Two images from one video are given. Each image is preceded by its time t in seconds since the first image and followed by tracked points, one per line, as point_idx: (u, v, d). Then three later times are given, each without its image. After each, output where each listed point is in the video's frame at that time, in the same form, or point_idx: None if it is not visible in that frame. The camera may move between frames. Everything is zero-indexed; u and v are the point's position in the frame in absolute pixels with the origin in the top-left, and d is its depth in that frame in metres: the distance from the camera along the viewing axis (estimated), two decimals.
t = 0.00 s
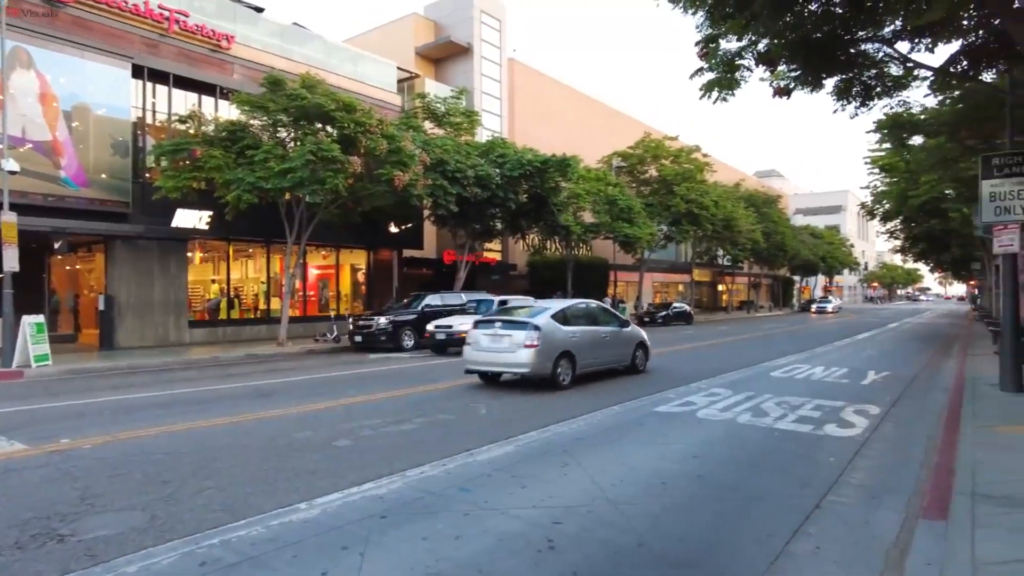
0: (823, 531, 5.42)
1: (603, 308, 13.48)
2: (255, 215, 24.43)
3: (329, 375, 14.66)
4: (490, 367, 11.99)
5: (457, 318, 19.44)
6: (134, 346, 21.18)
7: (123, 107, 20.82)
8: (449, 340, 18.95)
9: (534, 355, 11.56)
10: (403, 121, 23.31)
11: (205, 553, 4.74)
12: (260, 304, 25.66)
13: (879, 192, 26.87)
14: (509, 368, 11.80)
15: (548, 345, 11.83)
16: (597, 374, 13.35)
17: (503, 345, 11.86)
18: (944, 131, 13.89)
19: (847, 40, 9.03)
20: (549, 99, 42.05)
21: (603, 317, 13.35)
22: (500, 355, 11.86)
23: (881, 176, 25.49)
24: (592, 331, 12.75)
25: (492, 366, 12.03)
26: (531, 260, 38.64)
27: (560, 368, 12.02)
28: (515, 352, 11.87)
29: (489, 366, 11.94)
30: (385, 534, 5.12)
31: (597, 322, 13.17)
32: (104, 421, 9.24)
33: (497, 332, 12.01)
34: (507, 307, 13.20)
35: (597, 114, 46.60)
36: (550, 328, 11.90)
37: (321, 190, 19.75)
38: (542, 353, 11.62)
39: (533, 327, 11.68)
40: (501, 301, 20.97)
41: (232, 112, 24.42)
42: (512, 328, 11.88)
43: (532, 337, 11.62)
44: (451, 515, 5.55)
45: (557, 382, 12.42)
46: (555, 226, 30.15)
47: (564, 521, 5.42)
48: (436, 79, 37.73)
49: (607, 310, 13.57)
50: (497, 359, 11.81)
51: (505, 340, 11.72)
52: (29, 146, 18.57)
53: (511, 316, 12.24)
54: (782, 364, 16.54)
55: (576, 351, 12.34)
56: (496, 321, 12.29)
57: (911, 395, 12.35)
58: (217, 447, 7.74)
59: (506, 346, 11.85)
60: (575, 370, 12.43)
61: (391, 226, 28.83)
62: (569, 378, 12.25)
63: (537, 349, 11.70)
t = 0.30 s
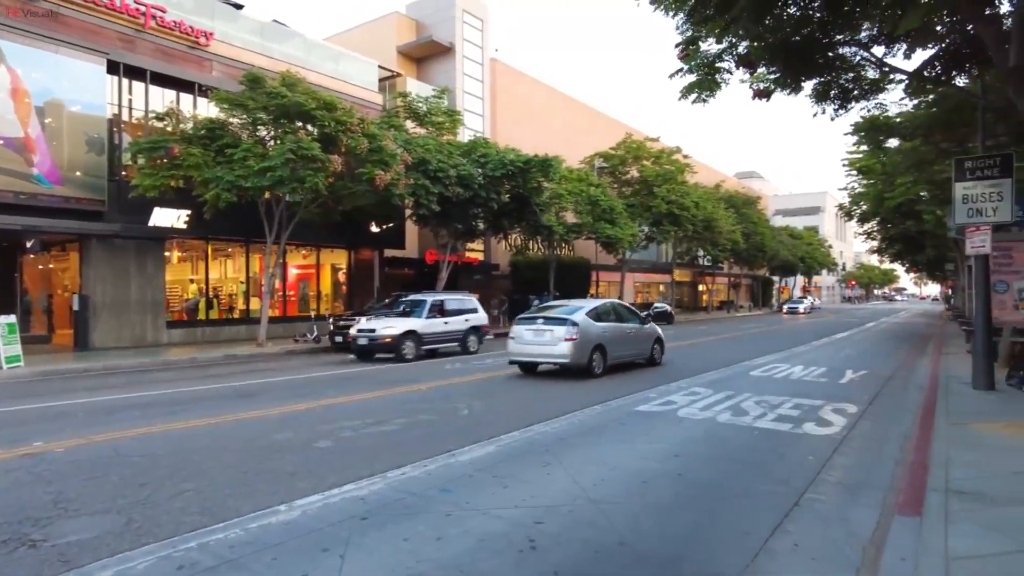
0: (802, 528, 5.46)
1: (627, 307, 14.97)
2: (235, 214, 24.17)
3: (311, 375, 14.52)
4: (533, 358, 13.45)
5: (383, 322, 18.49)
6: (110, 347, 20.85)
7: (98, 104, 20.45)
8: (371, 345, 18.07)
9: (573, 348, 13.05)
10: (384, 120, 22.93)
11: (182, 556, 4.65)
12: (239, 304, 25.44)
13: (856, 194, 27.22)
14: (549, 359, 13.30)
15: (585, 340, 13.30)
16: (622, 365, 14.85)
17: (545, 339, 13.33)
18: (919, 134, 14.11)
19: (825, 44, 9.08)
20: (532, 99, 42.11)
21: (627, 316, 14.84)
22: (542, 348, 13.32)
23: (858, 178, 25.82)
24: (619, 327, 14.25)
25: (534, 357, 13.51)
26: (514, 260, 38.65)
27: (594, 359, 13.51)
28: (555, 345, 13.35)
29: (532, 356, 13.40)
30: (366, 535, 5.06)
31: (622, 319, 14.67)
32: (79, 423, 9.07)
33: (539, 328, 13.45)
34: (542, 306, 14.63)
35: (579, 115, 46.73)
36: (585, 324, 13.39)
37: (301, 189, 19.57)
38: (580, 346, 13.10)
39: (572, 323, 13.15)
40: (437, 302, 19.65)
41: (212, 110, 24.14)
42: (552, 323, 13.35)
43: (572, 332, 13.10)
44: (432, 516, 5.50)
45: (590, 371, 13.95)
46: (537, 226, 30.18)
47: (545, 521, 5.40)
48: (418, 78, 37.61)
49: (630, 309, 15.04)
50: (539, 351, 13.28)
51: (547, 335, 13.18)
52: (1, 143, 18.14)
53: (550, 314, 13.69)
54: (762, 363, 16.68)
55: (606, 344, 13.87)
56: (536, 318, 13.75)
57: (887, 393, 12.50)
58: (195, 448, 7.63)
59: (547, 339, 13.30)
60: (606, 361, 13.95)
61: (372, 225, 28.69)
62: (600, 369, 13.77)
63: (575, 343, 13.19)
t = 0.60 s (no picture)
0: (786, 526, 5.50)
1: (647, 306, 16.40)
2: (219, 213, 23.98)
3: (297, 376, 14.43)
4: (568, 352, 14.75)
5: (295, 326, 15.58)
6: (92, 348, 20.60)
7: (80, 101, 20.20)
8: (280, 353, 15.14)
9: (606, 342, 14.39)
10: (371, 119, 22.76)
11: (166, 559, 4.60)
12: (224, 305, 25.27)
13: (840, 195, 27.47)
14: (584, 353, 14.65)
15: (614, 335, 14.64)
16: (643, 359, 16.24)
17: (579, 334, 14.65)
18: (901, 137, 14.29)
19: (809, 46, 9.17)
20: (519, 99, 42.14)
21: (648, 314, 16.24)
22: (577, 343, 14.64)
23: (842, 179, 26.05)
24: (641, 325, 15.65)
25: (569, 351, 14.82)
26: (501, 260, 38.65)
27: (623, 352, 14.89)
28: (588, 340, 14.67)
29: (568, 351, 14.69)
30: (351, 537, 5.04)
31: (643, 317, 16.09)
32: (60, 425, 8.94)
33: (573, 325, 14.77)
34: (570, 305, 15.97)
35: (566, 115, 46.83)
36: (614, 321, 14.75)
37: (286, 188, 19.44)
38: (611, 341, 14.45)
39: (604, 321, 14.49)
40: (362, 304, 16.86)
41: (196, 108, 23.94)
42: (585, 321, 14.68)
43: (604, 328, 14.44)
44: (418, 517, 5.48)
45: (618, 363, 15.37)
46: (524, 226, 30.21)
47: (531, 521, 5.40)
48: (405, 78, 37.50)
49: (650, 308, 16.44)
50: (574, 345, 14.59)
51: (582, 331, 14.51)
52: None
53: (581, 312, 15.00)
54: (747, 363, 16.76)
55: (632, 340, 15.25)
56: (570, 316, 15.05)
57: (870, 393, 12.62)
58: (179, 450, 7.56)
59: (581, 335, 14.62)
60: (632, 354, 15.36)
61: (358, 225, 28.58)
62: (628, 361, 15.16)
63: (607, 338, 14.56)
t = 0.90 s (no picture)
0: (775, 525, 5.52)
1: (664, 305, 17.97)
2: (208, 212, 23.82)
3: (287, 376, 14.35)
4: (596, 346, 16.23)
5: (195, 330, 13.77)
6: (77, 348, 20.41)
7: (65, 99, 20.00)
8: (175, 362, 13.36)
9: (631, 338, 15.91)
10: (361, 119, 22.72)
11: (153, 562, 4.56)
12: (213, 305, 25.27)
13: (827, 196, 27.64)
14: (611, 347, 16.14)
15: (638, 332, 16.15)
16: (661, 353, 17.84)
17: (607, 331, 16.10)
18: (888, 138, 14.43)
19: (798, 48, 9.25)
20: (509, 99, 42.19)
21: (665, 312, 17.80)
22: (604, 338, 16.10)
23: (830, 180, 26.23)
24: (661, 323, 17.21)
25: (596, 346, 16.29)
26: (491, 260, 38.66)
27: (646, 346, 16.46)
28: (615, 336, 16.13)
29: (596, 345, 16.14)
30: (340, 538, 5.02)
31: (661, 315, 17.63)
32: (46, 426, 8.85)
33: (602, 322, 16.23)
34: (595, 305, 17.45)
35: (556, 115, 46.96)
36: (638, 319, 16.26)
37: (275, 187, 19.33)
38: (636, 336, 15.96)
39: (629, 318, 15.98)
40: (277, 303, 14.96)
41: (184, 106, 23.79)
42: (611, 318, 16.16)
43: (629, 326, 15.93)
44: (408, 518, 5.47)
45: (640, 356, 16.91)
46: (514, 226, 30.21)
47: (522, 521, 5.39)
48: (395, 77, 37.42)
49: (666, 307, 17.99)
50: (603, 340, 16.05)
51: (610, 327, 15.97)
52: None
53: (608, 310, 16.46)
54: (736, 363, 16.81)
55: (654, 336, 16.80)
56: (598, 314, 16.48)
57: (858, 392, 12.69)
58: (167, 451, 7.51)
59: (608, 331, 16.09)
60: (653, 349, 16.91)
61: (348, 224, 28.49)
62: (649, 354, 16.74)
63: (632, 334, 16.06)
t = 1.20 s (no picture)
0: (768, 524, 5.53)
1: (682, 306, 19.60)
2: (200, 212, 23.73)
3: (280, 377, 14.30)
4: (621, 342, 17.72)
5: (74, 335, 12.34)
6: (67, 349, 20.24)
7: (56, 97, 19.83)
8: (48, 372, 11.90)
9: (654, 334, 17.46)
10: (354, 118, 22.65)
11: (146, 563, 4.53)
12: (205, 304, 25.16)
13: (819, 196, 27.74)
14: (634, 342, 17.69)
15: (660, 329, 17.68)
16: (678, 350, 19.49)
17: (631, 328, 17.59)
18: (879, 140, 14.54)
19: (790, 50, 9.29)
20: (503, 99, 42.20)
21: (681, 312, 19.34)
22: (629, 334, 17.60)
23: (822, 181, 26.33)
24: (678, 321, 18.73)
25: (621, 342, 17.77)
26: (485, 260, 38.67)
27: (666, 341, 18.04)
28: (639, 332, 17.63)
29: (621, 341, 17.61)
30: (334, 538, 5.00)
31: (678, 314, 19.14)
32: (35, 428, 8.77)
33: (627, 319, 17.71)
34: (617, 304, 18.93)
35: (550, 115, 47.02)
36: (660, 317, 17.78)
37: (268, 187, 19.24)
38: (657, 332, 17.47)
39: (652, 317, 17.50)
40: (178, 305, 13.63)
41: (176, 105, 23.68)
42: (636, 316, 17.67)
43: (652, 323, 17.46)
44: (402, 517, 5.45)
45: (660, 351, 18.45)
46: (507, 226, 30.21)
47: (516, 521, 5.39)
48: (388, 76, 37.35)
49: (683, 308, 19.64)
50: (628, 337, 17.53)
51: (635, 324, 17.46)
52: None
53: (632, 308, 17.97)
54: (729, 363, 16.85)
55: (673, 333, 18.34)
56: (623, 312, 17.98)
57: (850, 391, 12.74)
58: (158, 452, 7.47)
59: (632, 328, 17.59)
60: (672, 345, 18.45)
61: (340, 224, 28.41)
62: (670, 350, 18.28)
63: (654, 331, 17.58)
